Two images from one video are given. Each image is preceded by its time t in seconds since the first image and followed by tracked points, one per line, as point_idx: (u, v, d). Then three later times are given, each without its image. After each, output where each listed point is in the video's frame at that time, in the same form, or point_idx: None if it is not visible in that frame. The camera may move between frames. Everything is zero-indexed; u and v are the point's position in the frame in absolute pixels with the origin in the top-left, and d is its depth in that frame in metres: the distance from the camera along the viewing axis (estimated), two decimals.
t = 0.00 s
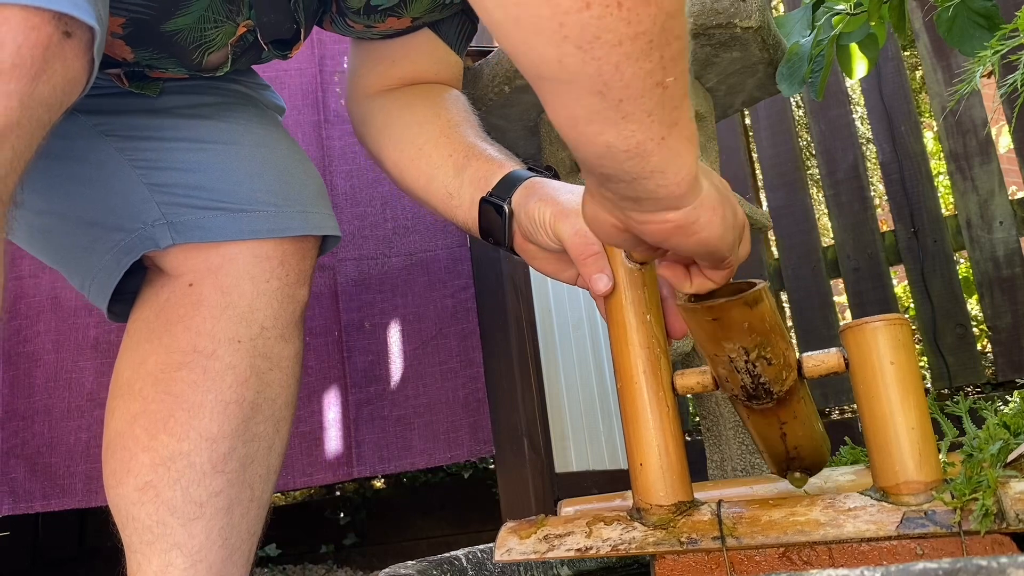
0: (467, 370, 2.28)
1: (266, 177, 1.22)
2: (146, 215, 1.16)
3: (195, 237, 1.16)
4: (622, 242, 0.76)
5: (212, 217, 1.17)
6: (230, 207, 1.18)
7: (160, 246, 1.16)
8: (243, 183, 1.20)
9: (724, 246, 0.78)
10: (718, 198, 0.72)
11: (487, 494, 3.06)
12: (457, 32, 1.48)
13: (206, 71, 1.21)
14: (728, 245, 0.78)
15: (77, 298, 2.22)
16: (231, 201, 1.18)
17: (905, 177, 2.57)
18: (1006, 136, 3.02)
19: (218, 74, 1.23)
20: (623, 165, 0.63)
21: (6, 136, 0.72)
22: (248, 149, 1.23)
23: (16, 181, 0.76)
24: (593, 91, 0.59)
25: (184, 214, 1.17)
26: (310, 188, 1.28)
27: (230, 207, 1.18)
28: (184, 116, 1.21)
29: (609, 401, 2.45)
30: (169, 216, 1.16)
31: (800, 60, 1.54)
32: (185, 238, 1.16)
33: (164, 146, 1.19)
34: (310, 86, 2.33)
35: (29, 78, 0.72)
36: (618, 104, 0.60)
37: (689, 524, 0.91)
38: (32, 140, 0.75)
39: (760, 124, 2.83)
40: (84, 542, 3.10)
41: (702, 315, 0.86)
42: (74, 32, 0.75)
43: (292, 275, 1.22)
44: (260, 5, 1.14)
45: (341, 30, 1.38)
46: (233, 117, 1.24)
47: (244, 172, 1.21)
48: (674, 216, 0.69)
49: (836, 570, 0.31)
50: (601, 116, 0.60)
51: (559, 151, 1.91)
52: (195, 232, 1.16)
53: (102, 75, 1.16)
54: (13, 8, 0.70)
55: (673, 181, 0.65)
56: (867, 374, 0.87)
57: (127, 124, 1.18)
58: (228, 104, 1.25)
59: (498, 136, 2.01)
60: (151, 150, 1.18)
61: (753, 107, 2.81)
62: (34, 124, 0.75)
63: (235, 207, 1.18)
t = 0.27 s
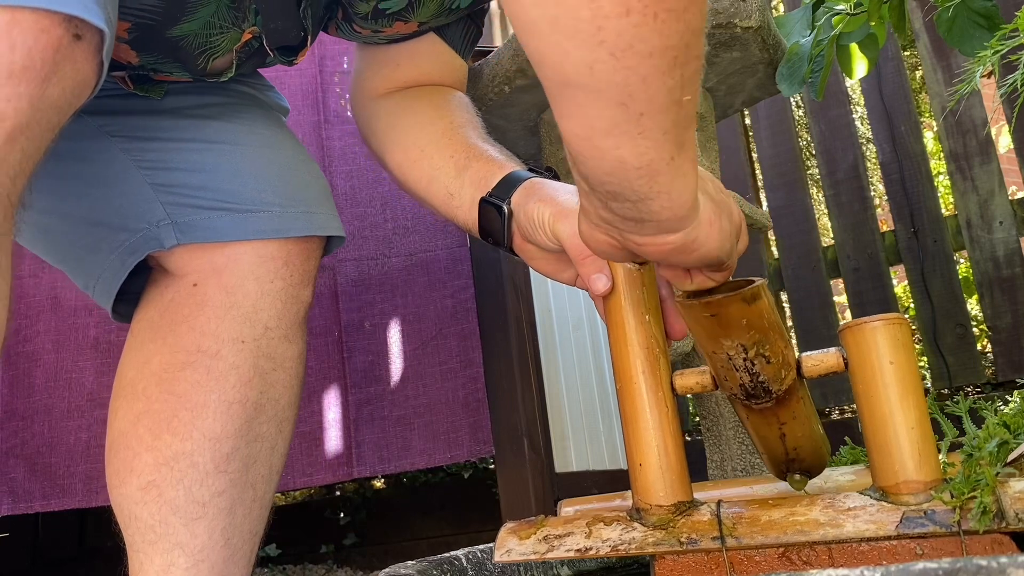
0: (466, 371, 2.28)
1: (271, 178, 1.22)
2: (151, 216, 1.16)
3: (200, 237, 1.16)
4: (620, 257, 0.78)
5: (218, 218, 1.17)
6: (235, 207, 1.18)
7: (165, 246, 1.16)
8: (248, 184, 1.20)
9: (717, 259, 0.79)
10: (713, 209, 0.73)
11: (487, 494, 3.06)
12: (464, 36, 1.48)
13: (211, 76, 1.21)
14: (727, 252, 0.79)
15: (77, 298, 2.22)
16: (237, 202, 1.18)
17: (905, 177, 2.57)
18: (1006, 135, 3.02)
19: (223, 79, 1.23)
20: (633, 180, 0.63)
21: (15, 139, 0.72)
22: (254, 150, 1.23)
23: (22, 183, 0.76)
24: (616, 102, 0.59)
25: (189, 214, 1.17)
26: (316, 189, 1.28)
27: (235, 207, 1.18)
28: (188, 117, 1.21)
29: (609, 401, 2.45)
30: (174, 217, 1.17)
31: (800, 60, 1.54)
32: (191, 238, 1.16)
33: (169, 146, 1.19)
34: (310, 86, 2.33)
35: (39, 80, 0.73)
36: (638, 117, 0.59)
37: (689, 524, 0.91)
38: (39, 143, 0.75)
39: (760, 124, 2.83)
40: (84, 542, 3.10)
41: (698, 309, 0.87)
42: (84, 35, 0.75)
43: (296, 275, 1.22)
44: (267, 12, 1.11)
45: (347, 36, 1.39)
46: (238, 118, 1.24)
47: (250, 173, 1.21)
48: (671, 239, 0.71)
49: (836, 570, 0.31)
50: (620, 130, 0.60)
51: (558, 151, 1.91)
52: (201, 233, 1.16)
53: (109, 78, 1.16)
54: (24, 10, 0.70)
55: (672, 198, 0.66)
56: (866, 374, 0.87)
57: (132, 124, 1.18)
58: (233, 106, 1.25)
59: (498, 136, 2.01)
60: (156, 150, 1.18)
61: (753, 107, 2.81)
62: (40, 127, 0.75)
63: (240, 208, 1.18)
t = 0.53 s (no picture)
0: (466, 371, 2.28)
1: (276, 178, 1.22)
2: (155, 215, 1.16)
3: (204, 237, 1.16)
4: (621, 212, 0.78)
5: (222, 217, 1.17)
6: (239, 207, 1.18)
7: (169, 246, 1.16)
8: (253, 184, 1.20)
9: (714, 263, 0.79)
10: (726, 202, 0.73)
11: (487, 494, 3.06)
12: (467, 38, 1.48)
13: (215, 78, 1.21)
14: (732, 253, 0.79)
15: (77, 298, 2.22)
16: (241, 202, 1.18)
17: (905, 177, 2.57)
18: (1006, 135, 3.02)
19: (226, 81, 1.23)
20: (636, 156, 0.64)
21: (20, 142, 0.72)
22: (259, 151, 1.23)
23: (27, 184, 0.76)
24: (618, 81, 0.61)
25: (193, 214, 1.17)
26: (320, 189, 1.28)
27: (239, 207, 1.18)
28: (194, 117, 1.21)
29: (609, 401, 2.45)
30: (179, 216, 1.17)
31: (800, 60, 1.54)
32: (194, 238, 1.16)
33: (174, 146, 1.19)
34: (310, 86, 2.33)
35: (45, 81, 0.73)
36: (641, 97, 0.61)
37: (689, 524, 0.91)
38: (44, 144, 0.75)
39: (760, 124, 2.83)
40: (83, 542, 3.10)
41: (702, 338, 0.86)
42: (90, 36, 0.76)
43: (298, 275, 1.22)
44: (271, 15, 1.12)
45: (352, 37, 1.40)
46: (243, 119, 1.24)
47: (254, 174, 1.21)
48: (668, 218, 0.71)
49: (838, 570, 0.31)
50: (621, 107, 0.62)
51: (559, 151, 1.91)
52: (205, 232, 1.16)
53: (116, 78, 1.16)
54: (31, 11, 0.71)
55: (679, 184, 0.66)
56: (866, 374, 0.87)
57: (137, 124, 1.18)
58: (239, 106, 1.26)
59: (498, 136, 2.01)
60: (162, 150, 1.18)
61: (753, 107, 2.81)
62: (47, 127, 0.75)
63: (244, 208, 1.18)
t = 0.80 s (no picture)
0: (467, 372, 2.28)
1: (278, 178, 1.23)
2: (158, 214, 1.16)
3: (206, 237, 1.16)
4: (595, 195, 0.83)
5: (224, 217, 1.17)
6: (241, 207, 1.18)
7: (172, 245, 1.16)
8: (255, 184, 1.20)
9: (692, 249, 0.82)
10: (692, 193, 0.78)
11: (487, 495, 3.06)
12: (468, 40, 1.48)
13: (218, 78, 1.21)
14: (701, 252, 0.84)
15: (78, 298, 2.23)
16: (243, 201, 1.18)
17: (905, 177, 2.57)
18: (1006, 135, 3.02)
19: (229, 81, 1.23)
20: (591, 141, 0.71)
21: (23, 140, 0.72)
22: (261, 151, 1.23)
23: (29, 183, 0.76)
24: (566, 80, 0.66)
25: (195, 213, 1.17)
26: (321, 189, 1.28)
27: (241, 207, 1.18)
28: (197, 117, 1.21)
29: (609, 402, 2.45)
30: (181, 216, 1.16)
31: (800, 60, 1.54)
32: (196, 237, 1.16)
33: (176, 146, 1.19)
34: (310, 86, 2.33)
35: (49, 81, 0.73)
36: (590, 96, 0.67)
37: (689, 524, 0.91)
38: (47, 144, 0.75)
39: (760, 124, 2.83)
40: (83, 542, 3.11)
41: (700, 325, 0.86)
42: (94, 37, 0.76)
43: (300, 275, 1.22)
44: (274, 15, 1.15)
45: (354, 39, 1.39)
46: (245, 119, 1.24)
47: (256, 174, 1.21)
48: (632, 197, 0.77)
49: (837, 569, 0.31)
50: (574, 102, 0.68)
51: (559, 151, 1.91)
52: (206, 232, 1.16)
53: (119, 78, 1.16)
54: (36, 11, 0.71)
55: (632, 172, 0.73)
56: (866, 374, 0.87)
57: (140, 123, 1.18)
58: (241, 106, 1.26)
59: (498, 136, 2.01)
60: (165, 149, 1.18)
61: (753, 107, 2.81)
62: (50, 126, 0.75)
63: (246, 208, 1.18)
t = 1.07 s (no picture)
0: (467, 372, 2.28)
1: (278, 178, 1.23)
2: (158, 214, 1.16)
3: (206, 236, 1.16)
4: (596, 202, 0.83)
5: (224, 217, 1.17)
6: (241, 207, 1.18)
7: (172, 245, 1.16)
8: (255, 184, 1.20)
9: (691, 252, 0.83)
10: (697, 196, 0.78)
11: (487, 495, 3.06)
12: (467, 43, 1.48)
13: (217, 79, 1.21)
14: (706, 252, 0.84)
15: (78, 299, 2.23)
16: (243, 201, 1.18)
17: (905, 177, 2.57)
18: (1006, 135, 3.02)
19: (229, 82, 1.23)
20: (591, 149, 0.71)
21: (25, 140, 0.72)
22: (260, 151, 1.23)
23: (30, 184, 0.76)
24: (563, 88, 0.66)
25: (195, 213, 1.17)
26: (321, 189, 1.28)
27: (241, 207, 1.18)
28: (197, 117, 1.21)
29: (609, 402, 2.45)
30: (181, 216, 1.16)
31: (800, 60, 1.54)
32: (196, 237, 1.16)
33: (176, 146, 1.19)
34: (310, 86, 2.33)
35: (50, 82, 0.73)
36: (587, 103, 0.67)
37: (689, 524, 0.91)
38: (48, 145, 0.75)
39: (760, 124, 2.83)
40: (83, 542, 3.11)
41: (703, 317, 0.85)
42: (93, 36, 0.76)
43: (300, 275, 1.22)
44: (273, 16, 1.15)
45: (353, 41, 1.39)
46: (245, 119, 1.24)
47: (256, 173, 1.21)
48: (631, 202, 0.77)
49: (837, 569, 0.31)
50: (571, 110, 0.68)
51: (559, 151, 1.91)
52: (206, 232, 1.16)
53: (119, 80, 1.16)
54: (37, 12, 0.71)
55: (637, 175, 0.73)
56: (867, 374, 0.87)
57: (139, 124, 1.18)
58: (241, 107, 1.26)
59: (498, 136, 2.01)
60: (164, 150, 1.18)
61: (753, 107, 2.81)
62: (51, 126, 0.75)
63: (245, 207, 1.18)
